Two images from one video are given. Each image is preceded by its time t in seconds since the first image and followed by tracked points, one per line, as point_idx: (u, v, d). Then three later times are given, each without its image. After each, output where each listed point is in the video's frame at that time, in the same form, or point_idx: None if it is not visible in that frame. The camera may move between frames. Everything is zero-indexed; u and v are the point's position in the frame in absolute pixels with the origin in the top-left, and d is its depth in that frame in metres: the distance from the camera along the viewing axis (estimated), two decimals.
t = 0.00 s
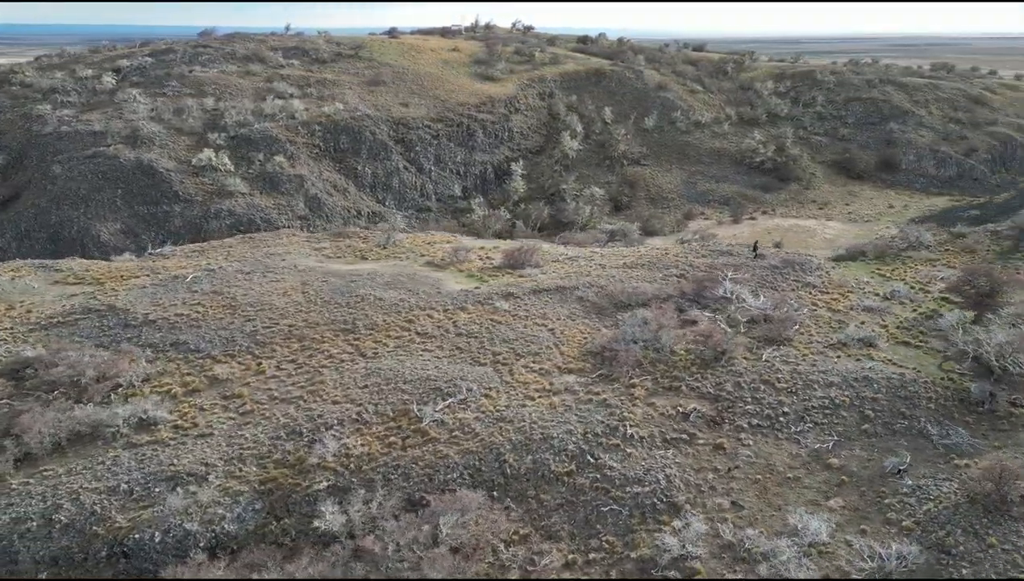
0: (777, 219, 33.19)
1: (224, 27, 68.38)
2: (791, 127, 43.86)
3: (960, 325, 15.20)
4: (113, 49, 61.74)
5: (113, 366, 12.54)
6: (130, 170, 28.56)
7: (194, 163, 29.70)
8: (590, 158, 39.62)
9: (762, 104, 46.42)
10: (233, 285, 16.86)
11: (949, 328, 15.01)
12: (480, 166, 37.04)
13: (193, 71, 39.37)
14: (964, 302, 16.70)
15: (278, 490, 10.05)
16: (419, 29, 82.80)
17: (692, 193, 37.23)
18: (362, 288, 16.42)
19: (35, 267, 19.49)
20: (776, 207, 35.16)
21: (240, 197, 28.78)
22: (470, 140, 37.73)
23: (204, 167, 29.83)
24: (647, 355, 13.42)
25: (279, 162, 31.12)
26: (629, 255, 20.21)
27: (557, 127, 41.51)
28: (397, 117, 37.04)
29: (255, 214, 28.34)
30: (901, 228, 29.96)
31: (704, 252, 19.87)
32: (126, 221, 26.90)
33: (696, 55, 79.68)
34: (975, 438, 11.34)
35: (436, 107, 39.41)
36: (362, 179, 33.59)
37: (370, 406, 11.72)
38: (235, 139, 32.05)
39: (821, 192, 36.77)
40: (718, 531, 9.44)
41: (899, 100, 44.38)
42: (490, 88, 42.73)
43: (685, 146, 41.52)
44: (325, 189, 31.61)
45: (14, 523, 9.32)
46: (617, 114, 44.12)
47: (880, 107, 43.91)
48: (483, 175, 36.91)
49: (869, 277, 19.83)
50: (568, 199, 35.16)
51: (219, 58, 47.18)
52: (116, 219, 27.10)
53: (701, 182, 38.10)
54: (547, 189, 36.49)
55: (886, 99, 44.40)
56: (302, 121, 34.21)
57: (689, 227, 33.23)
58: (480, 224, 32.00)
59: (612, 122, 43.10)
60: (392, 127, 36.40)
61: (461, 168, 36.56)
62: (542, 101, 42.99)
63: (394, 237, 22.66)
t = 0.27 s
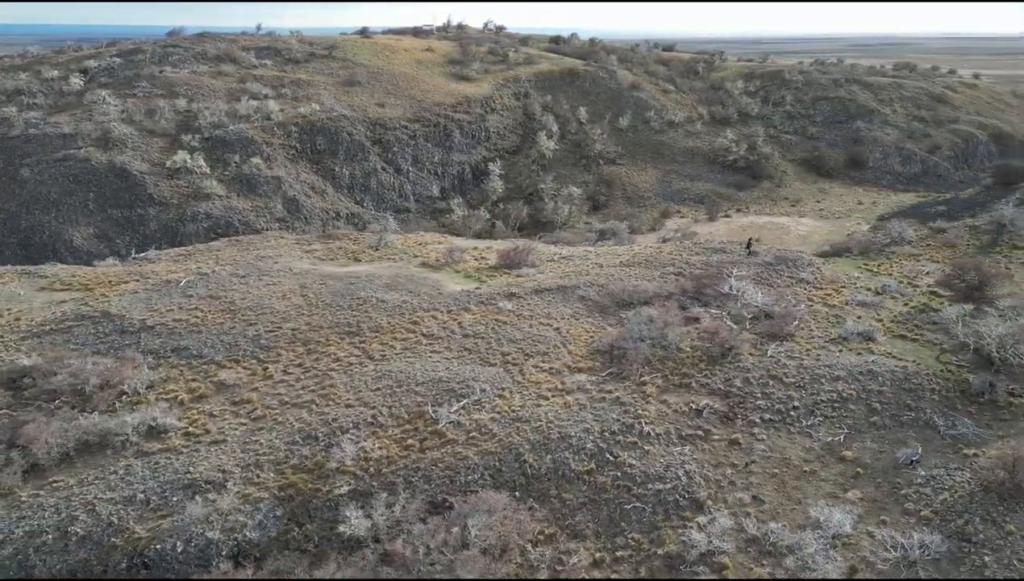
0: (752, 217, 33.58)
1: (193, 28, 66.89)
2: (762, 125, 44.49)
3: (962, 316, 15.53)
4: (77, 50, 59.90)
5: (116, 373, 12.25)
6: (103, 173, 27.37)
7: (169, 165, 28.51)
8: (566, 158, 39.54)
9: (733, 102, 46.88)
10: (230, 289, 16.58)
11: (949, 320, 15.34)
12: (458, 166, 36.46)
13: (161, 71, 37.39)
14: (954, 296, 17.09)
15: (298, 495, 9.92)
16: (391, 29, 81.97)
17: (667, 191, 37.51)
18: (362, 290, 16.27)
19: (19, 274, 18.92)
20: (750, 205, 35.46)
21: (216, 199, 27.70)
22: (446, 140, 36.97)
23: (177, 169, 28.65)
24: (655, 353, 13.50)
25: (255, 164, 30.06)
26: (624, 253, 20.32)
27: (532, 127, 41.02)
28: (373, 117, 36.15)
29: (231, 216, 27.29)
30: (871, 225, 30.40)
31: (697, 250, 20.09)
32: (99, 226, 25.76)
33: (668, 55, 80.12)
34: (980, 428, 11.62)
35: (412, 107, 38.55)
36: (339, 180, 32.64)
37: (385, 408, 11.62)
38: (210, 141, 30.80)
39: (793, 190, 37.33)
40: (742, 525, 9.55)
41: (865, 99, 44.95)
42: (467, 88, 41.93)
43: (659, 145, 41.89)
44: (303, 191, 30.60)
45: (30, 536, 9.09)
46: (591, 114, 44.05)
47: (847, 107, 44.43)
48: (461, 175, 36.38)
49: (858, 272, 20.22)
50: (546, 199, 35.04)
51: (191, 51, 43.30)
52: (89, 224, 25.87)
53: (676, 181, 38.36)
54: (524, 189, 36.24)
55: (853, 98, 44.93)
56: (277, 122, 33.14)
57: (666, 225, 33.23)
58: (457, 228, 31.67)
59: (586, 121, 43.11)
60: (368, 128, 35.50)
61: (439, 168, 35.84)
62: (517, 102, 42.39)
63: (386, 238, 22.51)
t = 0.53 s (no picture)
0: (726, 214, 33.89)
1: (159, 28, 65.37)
2: (734, 124, 44.92)
3: (962, 308, 15.93)
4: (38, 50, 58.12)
5: (122, 380, 11.99)
6: (74, 175, 26.05)
7: (142, 168, 27.33)
8: (542, 157, 39.08)
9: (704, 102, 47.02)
10: (227, 293, 16.29)
11: (951, 313, 15.72)
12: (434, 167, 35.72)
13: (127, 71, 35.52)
14: (942, 290, 17.50)
15: (320, 500, 9.80)
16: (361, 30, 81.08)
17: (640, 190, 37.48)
18: (363, 292, 16.12)
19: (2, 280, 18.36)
20: (724, 203, 35.73)
21: (193, 201, 26.63)
22: (423, 141, 35.98)
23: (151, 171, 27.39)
24: (662, 350, 13.60)
25: (232, 166, 28.96)
26: (618, 252, 20.42)
27: (507, 127, 40.41)
28: (349, 118, 35.03)
29: (209, 218, 26.26)
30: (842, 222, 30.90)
31: (690, 248, 20.38)
32: (70, 231, 24.45)
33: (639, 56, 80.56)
34: (983, 418, 11.92)
35: (388, 107, 37.44)
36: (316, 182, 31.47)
37: (399, 411, 11.53)
38: (184, 142, 29.66)
39: (763, 187, 37.77)
40: (766, 519, 9.66)
41: (832, 98, 45.65)
42: (444, 88, 41.12)
43: (633, 145, 41.89)
44: (281, 193, 29.45)
45: (47, 550, 8.83)
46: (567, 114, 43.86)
47: (814, 107, 45.13)
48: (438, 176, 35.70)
49: (846, 267, 20.61)
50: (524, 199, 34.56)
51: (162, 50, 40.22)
52: (61, 229, 24.58)
53: (652, 180, 38.50)
54: (502, 188, 35.65)
55: (820, 98, 45.58)
56: (252, 123, 32.05)
57: (644, 223, 33.17)
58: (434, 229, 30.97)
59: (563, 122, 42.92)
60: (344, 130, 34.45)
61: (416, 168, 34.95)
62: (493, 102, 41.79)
63: (377, 239, 22.33)
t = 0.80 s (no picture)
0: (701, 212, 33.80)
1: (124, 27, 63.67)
2: (705, 123, 44.39)
3: (960, 301, 16.12)
4: None
5: (129, 388, 11.76)
6: (45, 179, 24.08)
7: (114, 170, 25.38)
8: (519, 157, 37.94)
9: (677, 101, 46.17)
10: (224, 297, 16.00)
11: (949, 304, 15.91)
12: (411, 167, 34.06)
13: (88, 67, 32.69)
14: (931, 284, 17.86)
15: (343, 504, 9.70)
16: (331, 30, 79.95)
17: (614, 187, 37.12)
18: (364, 294, 15.98)
19: None
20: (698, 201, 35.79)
21: (168, 205, 24.90)
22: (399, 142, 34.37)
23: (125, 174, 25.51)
24: (670, 348, 13.71)
25: (207, 167, 27.11)
26: (612, 251, 20.48)
27: (483, 127, 39.01)
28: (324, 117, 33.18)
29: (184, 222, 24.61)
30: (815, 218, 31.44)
31: (682, 245, 20.56)
32: (41, 238, 22.58)
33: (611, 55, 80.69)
34: (985, 408, 12.21)
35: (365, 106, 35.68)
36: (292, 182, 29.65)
37: (414, 413, 11.47)
38: (156, 144, 27.54)
39: (735, 185, 38.04)
40: (787, 512, 9.79)
41: (800, 96, 46.13)
42: (419, 87, 39.36)
43: (608, 144, 40.82)
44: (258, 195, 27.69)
45: (66, 564, 8.58)
46: (542, 114, 42.31)
47: (782, 105, 45.29)
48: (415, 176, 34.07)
49: (834, 263, 20.93)
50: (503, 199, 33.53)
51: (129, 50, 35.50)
52: (32, 234, 22.74)
53: (626, 179, 38.01)
54: (479, 187, 34.55)
55: (788, 97, 45.80)
56: (226, 124, 30.06)
57: (621, 221, 32.93)
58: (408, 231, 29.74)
59: (538, 121, 41.38)
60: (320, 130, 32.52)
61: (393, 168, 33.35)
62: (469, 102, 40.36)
63: (368, 240, 22.09)
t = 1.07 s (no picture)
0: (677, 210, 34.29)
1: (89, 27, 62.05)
2: (677, 122, 44.57)
3: (959, 294, 16.34)
4: None
5: (138, 394, 11.54)
6: (13, 182, 22.99)
7: (86, 172, 24.43)
8: (495, 157, 37.71)
9: (649, 101, 46.17)
10: (221, 301, 15.74)
11: (948, 298, 16.16)
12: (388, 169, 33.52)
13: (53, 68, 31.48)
14: (920, 278, 18.25)
15: (367, 507, 9.60)
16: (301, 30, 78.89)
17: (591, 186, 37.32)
18: (366, 296, 15.84)
19: None
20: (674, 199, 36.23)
21: (144, 209, 24.21)
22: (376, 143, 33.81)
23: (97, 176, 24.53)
24: (676, 345, 13.84)
25: (183, 169, 26.32)
26: (606, 249, 20.59)
27: (459, 127, 38.45)
28: (299, 118, 32.38)
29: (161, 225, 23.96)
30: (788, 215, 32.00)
31: (675, 243, 20.77)
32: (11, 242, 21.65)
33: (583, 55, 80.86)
34: (986, 398, 12.51)
35: (340, 106, 34.91)
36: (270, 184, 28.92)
37: (429, 415, 11.41)
38: (128, 146, 26.55)
39: (709, 183, 38.62)
40: (808, 505, 9.94)
41: (770, 95, 46.67)
42: (393, 88, 38.57)
43: (583, 144, 40.65)
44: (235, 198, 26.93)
45: (88, 577, 8.34)
46: (518, 114, 41.75)
47: (752, 104, 45.74)
48: (393, 177, 33.55)
49: (822, 258, 21.29)
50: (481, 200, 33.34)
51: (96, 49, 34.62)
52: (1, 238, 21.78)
53: (602, 178, 38.10)
54: (456, 187, 34.32)
55: (758, 96, 46.21)
56: (200, 125, 29.09)
57: (600, 219, 33.20)
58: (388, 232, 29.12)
59: (513, 121, 40.89)
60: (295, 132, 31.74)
61: (371, 170, 32.79)
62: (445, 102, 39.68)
63: (359, 241, 21.90)
